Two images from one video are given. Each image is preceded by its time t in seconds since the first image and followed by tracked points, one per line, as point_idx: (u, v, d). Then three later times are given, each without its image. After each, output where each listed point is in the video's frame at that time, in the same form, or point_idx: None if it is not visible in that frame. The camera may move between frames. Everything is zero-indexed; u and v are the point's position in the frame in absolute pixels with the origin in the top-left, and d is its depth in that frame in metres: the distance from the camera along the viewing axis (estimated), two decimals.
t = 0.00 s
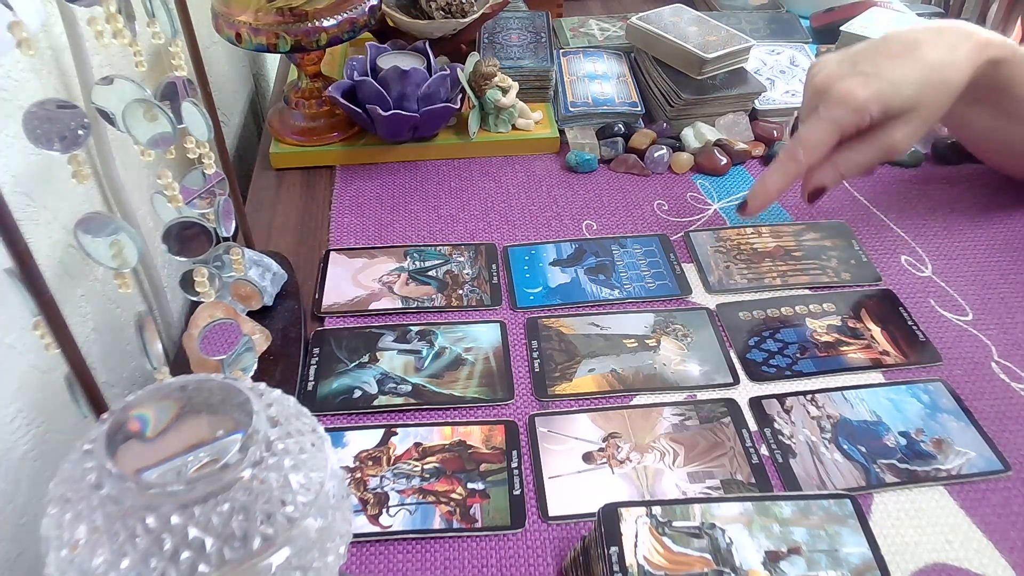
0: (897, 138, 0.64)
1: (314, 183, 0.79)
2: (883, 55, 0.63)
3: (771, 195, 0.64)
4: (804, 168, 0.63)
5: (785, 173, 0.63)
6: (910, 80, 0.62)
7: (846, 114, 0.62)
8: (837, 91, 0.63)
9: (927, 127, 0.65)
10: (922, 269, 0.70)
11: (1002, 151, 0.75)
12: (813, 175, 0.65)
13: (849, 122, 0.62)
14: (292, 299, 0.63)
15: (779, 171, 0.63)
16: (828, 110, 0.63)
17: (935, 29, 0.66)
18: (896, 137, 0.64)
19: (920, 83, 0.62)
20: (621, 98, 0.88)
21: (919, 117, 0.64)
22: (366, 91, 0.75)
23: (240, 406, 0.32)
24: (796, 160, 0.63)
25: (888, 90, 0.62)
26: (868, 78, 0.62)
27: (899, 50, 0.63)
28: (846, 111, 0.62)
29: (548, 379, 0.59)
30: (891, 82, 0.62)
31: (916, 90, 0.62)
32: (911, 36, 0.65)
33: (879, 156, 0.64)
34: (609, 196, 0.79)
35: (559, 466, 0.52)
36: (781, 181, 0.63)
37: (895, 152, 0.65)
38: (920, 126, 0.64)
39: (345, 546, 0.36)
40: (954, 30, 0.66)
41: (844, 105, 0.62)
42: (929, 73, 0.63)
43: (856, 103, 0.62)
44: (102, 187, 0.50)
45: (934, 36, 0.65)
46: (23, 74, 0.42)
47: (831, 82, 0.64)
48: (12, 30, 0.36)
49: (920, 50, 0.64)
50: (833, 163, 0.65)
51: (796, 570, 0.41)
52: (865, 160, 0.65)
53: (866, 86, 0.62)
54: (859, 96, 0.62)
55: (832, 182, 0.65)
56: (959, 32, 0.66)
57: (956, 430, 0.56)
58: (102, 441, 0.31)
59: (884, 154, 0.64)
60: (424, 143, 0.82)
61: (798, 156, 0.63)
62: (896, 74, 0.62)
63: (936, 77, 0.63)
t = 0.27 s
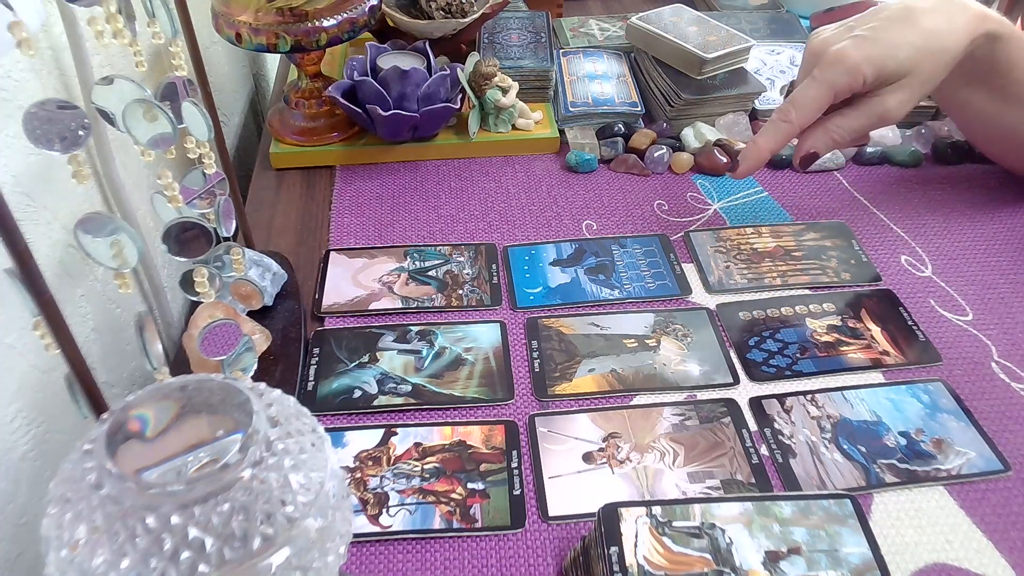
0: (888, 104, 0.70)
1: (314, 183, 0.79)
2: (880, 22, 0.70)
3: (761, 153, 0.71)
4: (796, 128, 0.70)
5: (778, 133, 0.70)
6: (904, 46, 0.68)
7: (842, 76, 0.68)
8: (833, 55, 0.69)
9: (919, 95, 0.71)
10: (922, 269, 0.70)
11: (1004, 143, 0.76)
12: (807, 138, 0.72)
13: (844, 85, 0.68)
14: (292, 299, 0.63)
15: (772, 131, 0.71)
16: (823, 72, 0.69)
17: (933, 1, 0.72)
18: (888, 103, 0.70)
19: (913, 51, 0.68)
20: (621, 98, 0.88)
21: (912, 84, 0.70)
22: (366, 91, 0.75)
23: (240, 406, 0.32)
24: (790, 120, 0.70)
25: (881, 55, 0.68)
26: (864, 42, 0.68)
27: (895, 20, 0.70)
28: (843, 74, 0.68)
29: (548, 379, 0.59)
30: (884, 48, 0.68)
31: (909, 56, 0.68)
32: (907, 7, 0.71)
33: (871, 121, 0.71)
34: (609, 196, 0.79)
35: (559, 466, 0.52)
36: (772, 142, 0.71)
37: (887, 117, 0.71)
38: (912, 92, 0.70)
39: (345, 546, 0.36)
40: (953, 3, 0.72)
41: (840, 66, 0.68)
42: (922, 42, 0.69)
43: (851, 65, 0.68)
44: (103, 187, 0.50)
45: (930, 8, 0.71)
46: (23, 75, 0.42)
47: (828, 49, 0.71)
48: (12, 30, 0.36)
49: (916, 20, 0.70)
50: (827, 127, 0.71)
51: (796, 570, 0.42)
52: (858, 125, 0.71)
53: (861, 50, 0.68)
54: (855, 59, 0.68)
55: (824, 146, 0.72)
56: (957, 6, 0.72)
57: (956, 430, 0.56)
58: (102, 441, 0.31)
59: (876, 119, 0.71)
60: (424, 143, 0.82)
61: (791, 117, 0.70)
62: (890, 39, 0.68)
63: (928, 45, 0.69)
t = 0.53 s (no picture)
0: (852, 168, 0.66)
1: (314, 183, 0.79)
2: (838, 88, 0.66)
3: (727, 219, 0.66)
4: (761, 194, 0.66)
5: (743, 199, 0.66)
6: (864, 112, 0.65)
7: (802, 143, 0.64)
8: (793, 123, 0.65)
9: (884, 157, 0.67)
10: (922, 269, 0.70)
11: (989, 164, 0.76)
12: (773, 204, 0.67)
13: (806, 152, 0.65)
14: (292, 299, 0.63)
15: (734, 195, 0.66)
16: (785, 140, 0.65)
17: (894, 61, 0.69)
18: (853, 167, 0.66)
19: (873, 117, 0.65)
20: (621, 98, 0.88)
21: (877, 146, 0.66)
22: (366, 91, 0.76)
23: (241, 406, 0.32)
24: (754, 186, 0.65)
25: (843, 121, 0.64)
26: (824, 109, 0.65)
27: (854, 84, 0.66)
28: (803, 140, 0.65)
29: (548, 379, 0.59)
30: (845, 115, 0.64)
31: (869, 122, 0.65)
32: (867, 69, 0.68)
33: (837, 185, 0.66)
34: (609, 196, 0.79)
35: (559, 466, 0.52)
36: (737, 206, 0.66)
37: (852, 180, 0.66)
38: (877, 155, 0.66)
39: (345, 546, 0.36)
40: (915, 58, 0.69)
41: (800, 134, 0.64)
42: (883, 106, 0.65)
43: (811, 133, 0.64)
44: (102, 187, 0.50)
45: (890, 68, 0.68)
46: (23, 75, 0.42)
47: (787, 115, 0.67)
48: (12, 30, 0.36)
49: (876, 83, 0.66)
50: (793, 193, 0.67)
51: (796, 570, 0.41)
52: (824, 189, 0.66)
53: (822, 119, 0.65)
54: (815, 127, 0.64)
55: (793, 209, 0.67)
56: (915, 64, 0.69)
57: (956, 430, 0.56)
58: (102, 441, 0.31)
59: (842, 183, 0.66)
60: (424, 143, 0.83)
61: (755, 181, 0.65)
62: (847, 105, 0.65)
63: (891, 108, 0.65)
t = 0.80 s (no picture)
0: (886, 175, 0.65)
1: (314, 183, 0.79)
2: (873, 95, 0.65)
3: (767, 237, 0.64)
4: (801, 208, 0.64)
5: (783, 215, 0.64)
6: (902, 119, 0.63)
7: (840, 152, 0.63)
8: (831, 130, 0.63)
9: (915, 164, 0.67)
10: (922, 269, 0.70)
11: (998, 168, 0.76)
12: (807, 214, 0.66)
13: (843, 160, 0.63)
14: (292, 299, 0.63)
15: (774, 211, 0.64)
16: (821, 149, 0.63)
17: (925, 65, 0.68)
18: (887, 175, 0.65)
19: (908, 123, 0.64)
20: (621, 98, 0.88)
21: (911, 154, 0.65)
22: (366, 92, 0.76)
23: (240, 406, 0.32)
24: (794, 201, 0.63)
25: (881, 128, 0.63)
26: (860, 116, 0.63)
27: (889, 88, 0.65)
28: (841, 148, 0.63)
29: (548, 379, 0.59)
30: (884, 121, 0.63)
31: (907, 129, 0.63)
32: (900, 72, 0.67)
33: (870, 194, 0.66)
34: (608, 196, 0.79)
35: (559, 466, 0.52)
36: (778, 222, 0.64)
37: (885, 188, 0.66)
38: (911, 162, 0.66)
39: (345, 546, 0.36)
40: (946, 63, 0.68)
41: (839, 142, 0.63)
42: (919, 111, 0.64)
43: (849, 141, 0.63)
44: (103, 187, 0.50)
45: (923, 72, 0.67)
46: (23, 75, 0.42)
47: (822, 121, 0.65)
48: (12, 30, 0.36)
49: (909, 88, 0.65)
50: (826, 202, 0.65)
51: (796, 570, 0.41)
52: (855, 198, 0.66)
53: (859, 125, 0.63)
54: (852, 133, 0.63)
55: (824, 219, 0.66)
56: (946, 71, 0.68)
57: (956, 430, 0.56)
58: (102, 441, 0.31)
59: (875, 191, 0.66)
60: (424, 143, 0.83)
61: (795, 197, 0.63)
62: (887, 111, 0.63)
63: (927, 115, 0.65)
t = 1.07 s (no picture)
0: (840, 177, 0.58)
1: (314, 183, 0.79)
2: (825, 90, 0.57)
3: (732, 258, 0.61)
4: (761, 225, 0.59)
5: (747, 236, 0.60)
6: (854, 122, 0.55)
7: (791, 163, 0.56)
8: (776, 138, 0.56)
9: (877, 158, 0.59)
10: (922, 269, 0.70)
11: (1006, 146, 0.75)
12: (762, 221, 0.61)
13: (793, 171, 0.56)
14: (292, 299, 0.63)
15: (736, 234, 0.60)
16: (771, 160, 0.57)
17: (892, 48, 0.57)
18: (842, 178, 0.58)
19: (863, 127, 0.56)
20: (621, 98, 0.88)
21: (870, 154, 0.58)
22: (366, 91, 0.76)
23: (240, 406, 0.32)
24: (752, 221, 0.58)
25: (832, 134, 0.56)
26: (813, 121, 0.56)
27: (848, 83, 0.56)
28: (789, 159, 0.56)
29: (548, 379, 0.59)
30: (835, 125, 0.55)
31: (862, 134, 0.56)
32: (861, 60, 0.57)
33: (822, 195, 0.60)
34: (608, 196, 0.79)
35: (559, 466, 0.52)
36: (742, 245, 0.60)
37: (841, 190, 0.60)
38: (870, 161, 0.58)
39: (346, 545, 0.36)
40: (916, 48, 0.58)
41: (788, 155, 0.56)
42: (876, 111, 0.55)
43: (798, 151, 0.56)
44: (102, 187, 0.50)
45: (885, 58, 0.57)
46: (23, 74, 0.42)
47: (768, 124, 0.58)
48: (12, 30, 0.36)
49: (870, 83, 0.56)
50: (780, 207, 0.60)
51: (796, 570, 0.42)
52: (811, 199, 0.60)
53: (810, 132, 0.56)
54: (801, 142, 0.56)
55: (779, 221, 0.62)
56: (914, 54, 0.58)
57: (956, 430, 0.56)
58: (102, 441, 0.31)
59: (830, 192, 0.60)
60: (424, 143, 0.83)
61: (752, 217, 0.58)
62: (839, 114, 0.56)
63: (886, 115, 0.56)
